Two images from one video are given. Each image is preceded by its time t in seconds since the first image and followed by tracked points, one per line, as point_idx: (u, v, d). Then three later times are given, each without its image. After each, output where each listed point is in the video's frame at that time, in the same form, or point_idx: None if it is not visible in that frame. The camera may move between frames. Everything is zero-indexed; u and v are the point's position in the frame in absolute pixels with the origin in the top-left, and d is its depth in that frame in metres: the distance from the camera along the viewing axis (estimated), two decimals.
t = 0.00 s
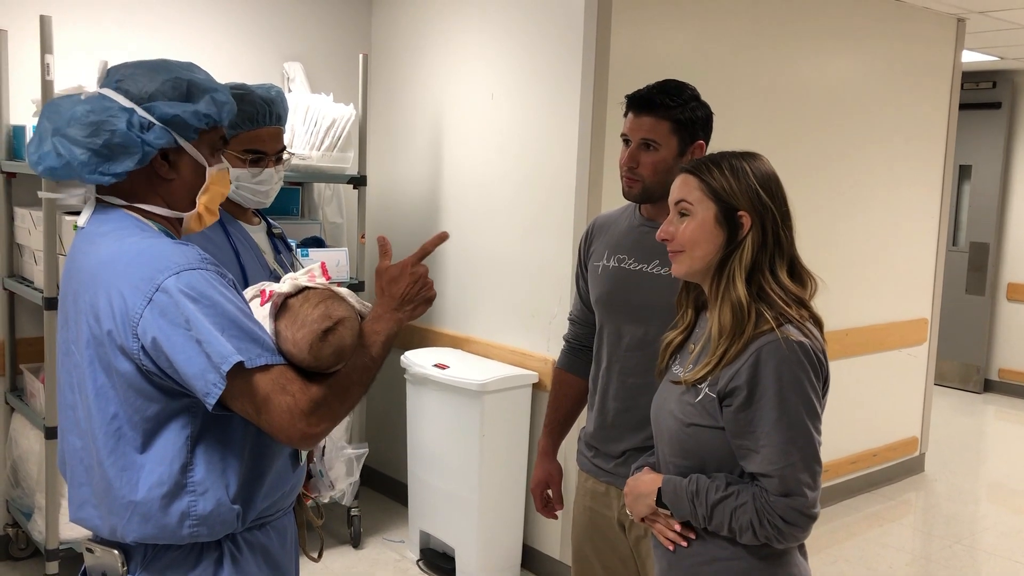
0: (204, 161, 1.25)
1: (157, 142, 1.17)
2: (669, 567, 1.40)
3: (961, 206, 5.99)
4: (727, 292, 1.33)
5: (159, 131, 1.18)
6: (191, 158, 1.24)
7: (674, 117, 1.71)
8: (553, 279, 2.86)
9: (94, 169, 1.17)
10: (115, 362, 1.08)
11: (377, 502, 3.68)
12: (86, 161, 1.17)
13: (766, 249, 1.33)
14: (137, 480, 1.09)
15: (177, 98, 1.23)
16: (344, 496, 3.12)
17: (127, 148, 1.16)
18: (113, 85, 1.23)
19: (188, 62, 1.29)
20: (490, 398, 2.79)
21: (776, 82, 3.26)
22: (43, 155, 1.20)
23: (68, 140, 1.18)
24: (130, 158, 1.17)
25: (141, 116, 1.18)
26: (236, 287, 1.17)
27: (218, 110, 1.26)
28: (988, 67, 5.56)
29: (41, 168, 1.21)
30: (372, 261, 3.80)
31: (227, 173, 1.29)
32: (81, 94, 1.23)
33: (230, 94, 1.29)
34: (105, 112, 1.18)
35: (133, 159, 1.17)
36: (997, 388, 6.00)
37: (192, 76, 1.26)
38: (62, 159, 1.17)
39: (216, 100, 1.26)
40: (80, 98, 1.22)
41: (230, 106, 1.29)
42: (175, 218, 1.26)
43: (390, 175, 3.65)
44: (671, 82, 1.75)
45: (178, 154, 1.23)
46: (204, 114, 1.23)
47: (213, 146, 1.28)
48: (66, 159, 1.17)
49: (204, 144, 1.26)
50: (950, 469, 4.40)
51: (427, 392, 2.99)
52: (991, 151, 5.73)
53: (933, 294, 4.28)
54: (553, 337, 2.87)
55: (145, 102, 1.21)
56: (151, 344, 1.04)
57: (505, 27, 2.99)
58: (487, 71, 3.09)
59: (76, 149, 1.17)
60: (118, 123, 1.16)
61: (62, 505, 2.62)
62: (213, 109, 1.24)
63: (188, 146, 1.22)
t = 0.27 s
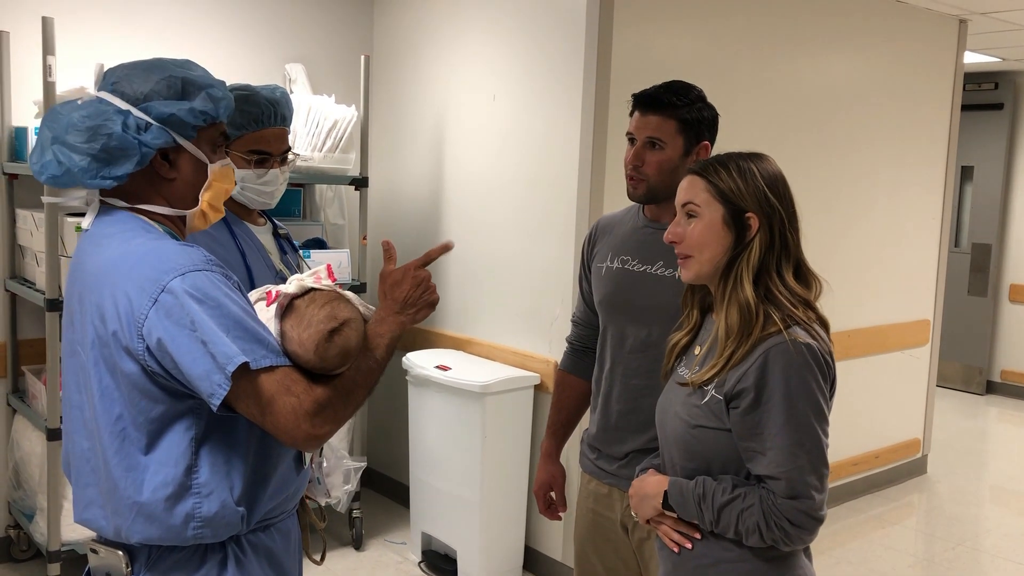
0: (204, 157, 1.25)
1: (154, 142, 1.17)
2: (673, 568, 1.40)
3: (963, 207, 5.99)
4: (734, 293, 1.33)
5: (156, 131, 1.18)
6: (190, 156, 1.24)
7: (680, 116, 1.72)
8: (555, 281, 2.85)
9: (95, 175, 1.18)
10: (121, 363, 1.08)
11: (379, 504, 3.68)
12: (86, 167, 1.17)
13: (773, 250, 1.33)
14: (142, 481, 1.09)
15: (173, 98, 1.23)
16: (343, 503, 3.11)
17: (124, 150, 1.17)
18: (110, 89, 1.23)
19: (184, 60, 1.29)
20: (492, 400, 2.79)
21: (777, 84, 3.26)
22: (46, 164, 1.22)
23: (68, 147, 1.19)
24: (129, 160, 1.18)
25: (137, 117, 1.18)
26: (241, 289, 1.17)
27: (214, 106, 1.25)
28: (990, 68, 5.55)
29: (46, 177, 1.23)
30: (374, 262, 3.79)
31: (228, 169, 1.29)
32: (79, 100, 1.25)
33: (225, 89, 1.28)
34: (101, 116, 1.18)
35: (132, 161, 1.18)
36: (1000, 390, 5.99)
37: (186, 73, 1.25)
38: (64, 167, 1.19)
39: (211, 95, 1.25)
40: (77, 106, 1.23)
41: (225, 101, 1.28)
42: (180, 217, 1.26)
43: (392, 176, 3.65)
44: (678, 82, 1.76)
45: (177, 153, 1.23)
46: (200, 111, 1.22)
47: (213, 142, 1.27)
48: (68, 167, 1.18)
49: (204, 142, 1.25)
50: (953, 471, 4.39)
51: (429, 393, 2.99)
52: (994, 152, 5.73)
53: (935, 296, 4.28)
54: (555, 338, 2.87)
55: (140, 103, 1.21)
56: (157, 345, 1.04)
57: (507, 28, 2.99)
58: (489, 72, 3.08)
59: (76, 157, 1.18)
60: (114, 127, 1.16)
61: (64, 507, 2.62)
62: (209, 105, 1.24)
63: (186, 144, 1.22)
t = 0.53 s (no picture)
0: (206, 157, 1.25)
1: (157, 141, 1.17)
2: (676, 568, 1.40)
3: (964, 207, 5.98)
4: (739, 293, 1.32)
5: (158, 130, 1.18)
6: (193, 156, 1.24)
7: (684, 116, 1.71)
8: (556, 282, 2.85)
9: (97, 175, 1.17)
10: (123, 363, 1.08)
11: (380, 504, 3.68)
12: (89, 167, 1.17)
13: (777, 250, 1.33)
14: (144, 481, 1.09)
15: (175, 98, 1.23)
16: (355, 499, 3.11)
17: (127, 150, 1.16)
18: (112, 89, 1.23)
19: (186, 60, 1.29)
20: (493, 400, 2.79)
21: (779, 83, 3.25)
22: (48, 164, 1.21)
23: (71, 148, 1.18)
24: (131, 160, 1.17)
25: (139, 117, 1.18)
26: (243, 289, 1.16)
27: (217, 106, 1.25)
28: (991, 68, 5.55)
29: (49, 178, 1.22)
30: (376, 263, 3.79)
31: (230, 169, 1.29)
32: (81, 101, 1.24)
33: (227, 88, 1.28)
34: (104, 116, 1.18)
35: (135, 161, 1.17)
36: (1001, 390, 5.98)
37: (188, 73, 1.25)
38: (67, 167, 1.18)
39: (214, 95, 1.25)
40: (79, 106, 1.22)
41: (228, 101, 1.28)
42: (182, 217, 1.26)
43: (393, 176, 3.65)
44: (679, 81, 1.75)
45: (180, 153, 1.23)
46: (202, 110, 1.22)
47: (215, 142, 1.27)
48: (71, 167, 1.18)
49: (206, 141, 1.25)
50: (954, 471, 4.39)
51: (430, 393, 2.98)
52: (995, 152, 5.72)
53: (936, 296, 4.27)
54: (557, 338, 2.87)
55: (142, 103, 1.21)
56: (159, 344, 1.04)
57: (508, 28, 2.99)
58: (490, 72, 3.08)
59: (79, 157, 1.18)
60: (116, 126, 1.16)
61: (65, 507, 2.62)
62: (212, 105, 1.24)
63: (189, 144, 1.22)
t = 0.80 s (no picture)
0: (207, 155, 1.25)
1: (158, 141, 1.17)
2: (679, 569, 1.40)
3: (965, 206, 5.98)
4: (740, 292, 1.32)
5: (159, 129, 1.18)
6: (194, 155, 1.24)
7: (689, 114, 1.71)
8: (557, 281, 2.85)
9: (98, 174, 1.17)
10: (124, 361, 1.08)
11: (381, 503, 3.68)
12: (90, 166, 1.16)
13: (779, 249, 1.32)
14: (145, 479, 1.09)
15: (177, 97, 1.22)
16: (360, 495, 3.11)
17: (129, 149, 1.16)
18: (113, 87, 1.22)
19: (186, 59, 1.29)
20: (493, 399, 2.79)
21: (779, 83, 3.25)
22: (50, 163, 1.20)
23: (72, 147, 1.18)
24: (132, 159, 1.17)
25: (141, 116, 1.18)
26: (244, 289, 1.16)
27: (218, 105, 1.25)
28: (992, 67, 5.55)
29: (50, 177, 1.21)
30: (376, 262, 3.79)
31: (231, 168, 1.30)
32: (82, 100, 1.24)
33: (228, 87, 1.28)
34: (105, 115, 1.18)
35: (136, 160, 1.17)
36: (1002, 389, 5.98)
37: (188, 72, 1.25)
38: (68, 167, 1.18)
39: (214, 94, 1.25)
40: (80, 105, 1.22)
41: (229, 100, 1.28)
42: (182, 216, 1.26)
43: (393, 175, 3.65)
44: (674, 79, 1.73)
45: (181, 152, 1.23)
46: (203, 109, 1.22)
47: (215, 141, 1.27)
48: (72, 166, 1.17)
49: (206, 140, 1.25)
50: (955, 470, 4.39)
51: (430, 393, 2.98)
52: (995, 151, 5.72)
53: (937, 295, 4.27)
54: (557, 337, 2.87)
55: (143, 102, 1.21)
56: (160, 343, 1.04)
57: (508, 27, 2.98)
58: (491, 70, 3.08)
59: (80, 156, 1.17)
60: (118, 125, 1.16)
61: (65, 506, 2.62)
62: (213, 105, 1.24)
63: (189, 143, 1.22)
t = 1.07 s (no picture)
0: (207, 154, 1.25)
1: (159, 140, 1.17)
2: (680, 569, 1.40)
3: (965, 205, 5.98)
4: (739, 291, 1.32)
5: (160, 129, 1.18)
6: (194, 154, 1.24)
7: (688, 112, 1.72)
8: (557, 281, 2.85)
9: (101, 174, 1.16)
10: (125, 360, 1.08)
11: (381, 503, 3.67)
12: (92, 166, 1.16)
13: (778, 249, 1.32)
14: (146, 478, 1.09)
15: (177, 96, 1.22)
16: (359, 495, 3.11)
17: (130, 148, 1.16)
18: (113, 88, 1.22)
19: (185, 59, 1.29)
20: (493, 398, 2.79)
21: (779, 82, 3.25)
22: (52, 165, 1.19)
23: (73, 147, 1.18)
24: (134, 159, 1.17)
25: (142, 116, 1.18)
26: (245, 288, 1.16)
27: (218, 104, 1.25)
28: (992, 65, 5.55)
29: (51, 178, 1.20)
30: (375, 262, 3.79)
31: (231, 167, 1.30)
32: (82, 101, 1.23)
33: (227, 86, 1.28)
34: (105, 115, 1.17)
35: (138, 159, 1.17)
36: (1002, 388, 5.98)
37: (187, 71, 1.25)
38: (70, 167, 1.17)
39: (214, 93, 1.25)
40: (80, 106, 1.21)
41: (228, 99, 1.28)
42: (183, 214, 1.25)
43: (392, 175, 3.64)
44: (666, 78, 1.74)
45: (182, 151, 1.23)
46: (203, 108, 1.22)
47: (215, 140, 1.28)
48: (74, 167, 1.17)
49: (206, 139, 1.26)
50: (955, 469, 4.38)
51: (430, 393, 2.98)
52: (995, 150, 5.72)
53: (937, 294, 4.27)
54: (557, 337, 2.87)
55: (144, 102, 1.21)
56: (161, 342, 1.04)
57: (508, 27, 2.98)
58: (490, 70, 3.07)
59: (81, 156, 1.17)
60: (119, 125, 1.16)
61: (65, 506, 2.62)
62: (213, 103, 1.24)
63: (190, 142, 1.22)
